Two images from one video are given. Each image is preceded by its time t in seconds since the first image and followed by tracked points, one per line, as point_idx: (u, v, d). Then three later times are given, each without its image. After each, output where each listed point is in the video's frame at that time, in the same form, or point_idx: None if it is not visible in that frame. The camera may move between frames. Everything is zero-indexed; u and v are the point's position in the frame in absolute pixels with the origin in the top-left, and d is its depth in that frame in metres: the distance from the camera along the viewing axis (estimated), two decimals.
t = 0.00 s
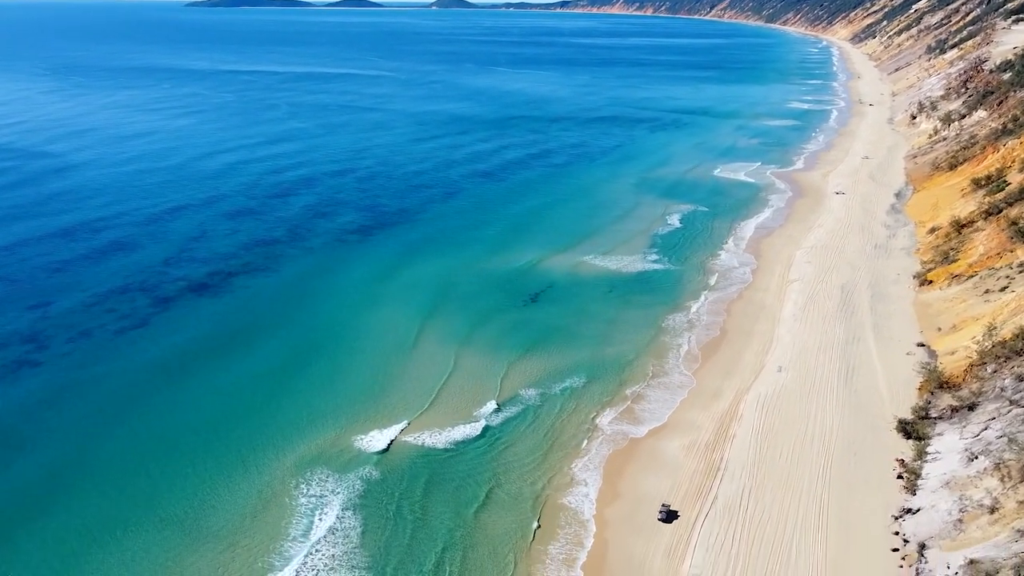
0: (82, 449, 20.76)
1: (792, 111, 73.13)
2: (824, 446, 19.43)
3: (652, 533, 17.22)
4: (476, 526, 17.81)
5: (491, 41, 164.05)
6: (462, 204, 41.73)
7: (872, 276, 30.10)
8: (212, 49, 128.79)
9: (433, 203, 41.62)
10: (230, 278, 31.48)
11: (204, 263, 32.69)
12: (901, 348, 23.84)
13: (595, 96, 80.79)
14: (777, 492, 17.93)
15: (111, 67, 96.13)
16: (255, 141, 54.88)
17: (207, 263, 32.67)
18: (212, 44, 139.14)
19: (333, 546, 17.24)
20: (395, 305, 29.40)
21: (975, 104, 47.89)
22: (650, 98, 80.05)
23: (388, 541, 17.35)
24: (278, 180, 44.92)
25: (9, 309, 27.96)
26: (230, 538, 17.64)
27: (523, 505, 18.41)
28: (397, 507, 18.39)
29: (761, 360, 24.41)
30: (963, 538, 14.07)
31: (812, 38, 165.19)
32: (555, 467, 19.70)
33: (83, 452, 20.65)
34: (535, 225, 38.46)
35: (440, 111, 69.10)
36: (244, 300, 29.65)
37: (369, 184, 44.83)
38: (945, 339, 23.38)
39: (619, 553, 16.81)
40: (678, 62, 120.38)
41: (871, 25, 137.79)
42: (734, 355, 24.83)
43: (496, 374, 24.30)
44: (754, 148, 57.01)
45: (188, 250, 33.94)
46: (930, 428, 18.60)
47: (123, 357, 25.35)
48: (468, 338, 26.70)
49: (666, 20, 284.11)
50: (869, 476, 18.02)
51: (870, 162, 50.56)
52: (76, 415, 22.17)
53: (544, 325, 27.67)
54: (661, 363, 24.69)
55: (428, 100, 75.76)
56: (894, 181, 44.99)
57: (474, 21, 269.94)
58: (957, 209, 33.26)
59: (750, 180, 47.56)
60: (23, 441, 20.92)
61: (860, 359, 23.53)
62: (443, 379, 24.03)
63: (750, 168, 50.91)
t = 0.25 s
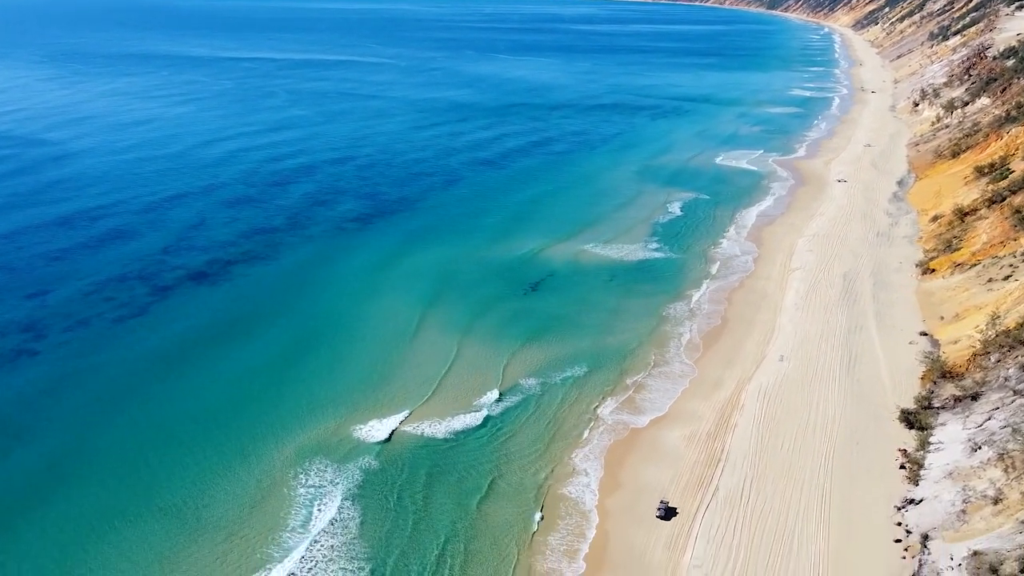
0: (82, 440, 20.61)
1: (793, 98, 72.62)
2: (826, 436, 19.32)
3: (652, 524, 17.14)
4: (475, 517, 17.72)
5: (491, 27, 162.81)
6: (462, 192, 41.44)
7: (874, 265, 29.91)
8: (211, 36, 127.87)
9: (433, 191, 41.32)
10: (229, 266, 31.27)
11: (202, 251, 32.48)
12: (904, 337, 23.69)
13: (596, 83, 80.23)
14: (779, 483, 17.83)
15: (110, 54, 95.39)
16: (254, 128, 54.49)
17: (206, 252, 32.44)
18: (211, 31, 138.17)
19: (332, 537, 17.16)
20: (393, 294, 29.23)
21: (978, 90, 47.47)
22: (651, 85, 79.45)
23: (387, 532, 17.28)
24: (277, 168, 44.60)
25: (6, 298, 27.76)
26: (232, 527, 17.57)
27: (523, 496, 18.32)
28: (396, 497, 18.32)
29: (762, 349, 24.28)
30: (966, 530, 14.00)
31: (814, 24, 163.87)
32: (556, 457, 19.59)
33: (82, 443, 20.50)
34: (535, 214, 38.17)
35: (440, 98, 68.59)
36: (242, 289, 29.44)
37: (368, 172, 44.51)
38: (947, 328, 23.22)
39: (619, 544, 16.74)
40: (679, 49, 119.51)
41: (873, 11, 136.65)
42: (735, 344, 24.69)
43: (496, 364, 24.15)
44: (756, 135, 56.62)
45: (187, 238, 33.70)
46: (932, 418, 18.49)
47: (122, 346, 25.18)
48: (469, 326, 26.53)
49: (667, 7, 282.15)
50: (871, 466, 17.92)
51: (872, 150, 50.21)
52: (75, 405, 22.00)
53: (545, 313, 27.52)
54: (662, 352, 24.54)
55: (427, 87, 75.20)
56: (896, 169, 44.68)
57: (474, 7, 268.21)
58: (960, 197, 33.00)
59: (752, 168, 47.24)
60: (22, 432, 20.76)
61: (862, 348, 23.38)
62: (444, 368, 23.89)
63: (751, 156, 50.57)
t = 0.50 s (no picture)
0: (81, 433, 20.34)
1: (795, 84, 71.96)
2: (828, 425, 19.17)
3: (654, 514, 17.03)
4: (476, 506, 17.60)
5: (490, 12, 161.29)
6: (461, 178, 41.08)
7: (877, 252, 29.67)
8: (208, 21, 126.68)
9: (432, 178, 40.98)
10: (227, 254, 31.03)
11: (200, 238, 32.20)
12: (907, 325, 23.49)
13: (596, 69, 79.53)
14: (781, 472, 17.71)
15: (107, 39, 94.59)
16: (252, 114, 54.01)
17: (203, 239, 32.18)
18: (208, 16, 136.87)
19: (331, 527, 17.04)
20: (393, 282, 29.00)
21: (983, 75, 46.95)
22: (651, 71, 78.74)
23: (386, 522, 17.18)
24: (275, 154, 44.22)
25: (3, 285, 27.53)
26: (236, 519, 17.38)
27: (523, 485, 18.20)
28: (396, 486, 18.20)
29: (764, 337, 24.09)
30: (971, 520, 13.89)
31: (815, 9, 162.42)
32: (556, 446, 19.46)
33: (81, 436, 20.23)
34: (535, 200, 37.84)
35: (439, 84, 67.97)
36: (241, 277, 29.19)
37: (367, 159, 44.13)
38: (951, 316, 23.02)
39: (621, 533, 16.63)
40: (680, 33, 118.44)
41: None
42: (737, 332, 24.50)
43: (497, 352, 23.96)
44: (757, 121, 56.14)
45: (184, 225, 33.42)
46: (936, 407, 18.35)
47: (119, 334, 24.98)
48: (470, 315, 26.32)
49: None
50: (874, 455, 17.79)
51: (874, 136, 49.78)
52: (73, 396, 21.77)
53: (547, 301, 27.30)
54: (663, 340, 24.35)
55: (426, 73, 74.53)
56: (899, 155, 44.30)
57: None
58: (963, 183, 32.68)
59: (754, 154, 46.86)
60: (20, 426, 20.48)
61: (865, 336, 23.20)
62: (445, 356, 23.71)
63: (753, 142, 50.16)
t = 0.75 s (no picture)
0: (79, 425, 20.16)
1: (796, 70, 71.36)
2: (830, 415, 19.04)
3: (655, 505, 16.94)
4: (476, 497, 17.52)
5: None
6: (460, 166, 40.76)
7: (879, 240, 29.45)
8: (205, 7, 125.56)
9: (431, 166, 40.66)
10: (225, 242, 30.80)
11: (198, 227, 31.96)
12: (909, 314, 23.32)
13: (597, 56, 78.89)
14: (782, 463, 17.60)
15: (104, 26, 93.76)
16: (250, 101, 53.56)
17: (201, 227, 31.94)
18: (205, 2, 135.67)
19: (329, 518, 16.94)
20: (392, 271, 28.78)
21: (986, 62, 46.50)
22: (652, 57, 78.09)
23: (385, 512, 17.08)
24: (273, 142, 43.86)
25: None
26: (237, 510, 17.29)
27: (524, 476, 18.10)
28: (394, 477, 18.11)
29: (765, 326, 23.93)
30: (975, 512, 13.82)
31: None
32: (557, 437, 19.34)
33: (80, 428, 20.06)
34: (535, 188, 37.56)
35: (438, 71, 67.40)
36: (239, 266, 28.98)
37: (365, 146, 43.79)
38: (954, 305, 22.84)
39: (622, 524, 16.55)
40: (680, 20, 117.42)
41: None
42: (739, 321, 24.33)
43: (497, 341, 23.80)
44: (758, 108, 55.67)
45: (182, 213, 33.17)
46: (939, 396, 18.23)
47: (117, 323, 24.78)
48: (470, 304, 26.12)
49: None
50: (876, 445, 17.67)
51: (876, 123, 49.39)
52: (71, 386, 21.60)
53: (548, 290, 27.14)
54: (665, 329, 24.19)
55: (425, 60, 73.91)
56: (901, 142, 43.94)
57: None
58: (967, 171, 32.39)
59: (756, 142, 46.50)
60: (18, 417, 20.32)
61: (867, 325, 23.03)
62: (445, 346, 23.55)
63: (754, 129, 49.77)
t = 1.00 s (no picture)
0: (77, 415, 19.98)
1: (799, 56, 70.67)
2: (833, 404, 18.90)
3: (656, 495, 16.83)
4: (476, 487, 17.41)
5: None
6: (460, 152, 40.40)
7: (882, 227, 29.19)
8: None
9: (430, 152, 40.30)
10: (223, 229, 30.53)
11: (195, 213, 31.68)
12: (913, 302, 23.13)
13: (597, 40, 78.11)
14: (784, 452, 17.47)
15: (100, 10, 92.81)
16: (248, 86, 53.05)
17: (199, 214, 31.65)
18: None
19: (328, 508, 16.83)
20: (391, 258, 28.53)
21: (991, 46, 45.97)
22: (653, 42, 77.31)
23: (384, 502, 16.98)
24: (271, 127, 43.44)
25: None
26: (237, 500, 17.18)
27: (524, 465, 17.99)
28: (393, 467, 17.99)
29: (767, 314, 23.74)
30: (979, 503, 13.77)
31: None
32: (557, 426, 19.21)
33: (77, 418, 19.88)
34: (535, 175, 37.22)
35: (437, 56, 66.74)
36: (236, 254, 28.71)
37: (364, 132, 43.38)
38: (958, 292, 22.64)
39: (623, 515, 16.46)
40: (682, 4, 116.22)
41: None
42: (741, 309, 24.13)
43: (497, 330, 23.61)
44: (760, 94, 55.11)
45: (179, 200, 32.86)
46: (943, 385, 18.09)
47: (114, 312, 24.56)
48: (469, 292, 25.91)
49: None
50: (878, 435, 17.54)
51: (879, 109, 48.91)
52: (69, 375, 21.43)
53: (548, 277, 26.94)
54: (666, 317, 24.00)
55: (424, 44, 73.16)
56: (904, 128, 43.55)
57: None
58: (970, 157, 32.07)
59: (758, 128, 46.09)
60: (15, 406, 20.14)
61: (870, 313, 22.84)
62: (444, 334, 23.37)
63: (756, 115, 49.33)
